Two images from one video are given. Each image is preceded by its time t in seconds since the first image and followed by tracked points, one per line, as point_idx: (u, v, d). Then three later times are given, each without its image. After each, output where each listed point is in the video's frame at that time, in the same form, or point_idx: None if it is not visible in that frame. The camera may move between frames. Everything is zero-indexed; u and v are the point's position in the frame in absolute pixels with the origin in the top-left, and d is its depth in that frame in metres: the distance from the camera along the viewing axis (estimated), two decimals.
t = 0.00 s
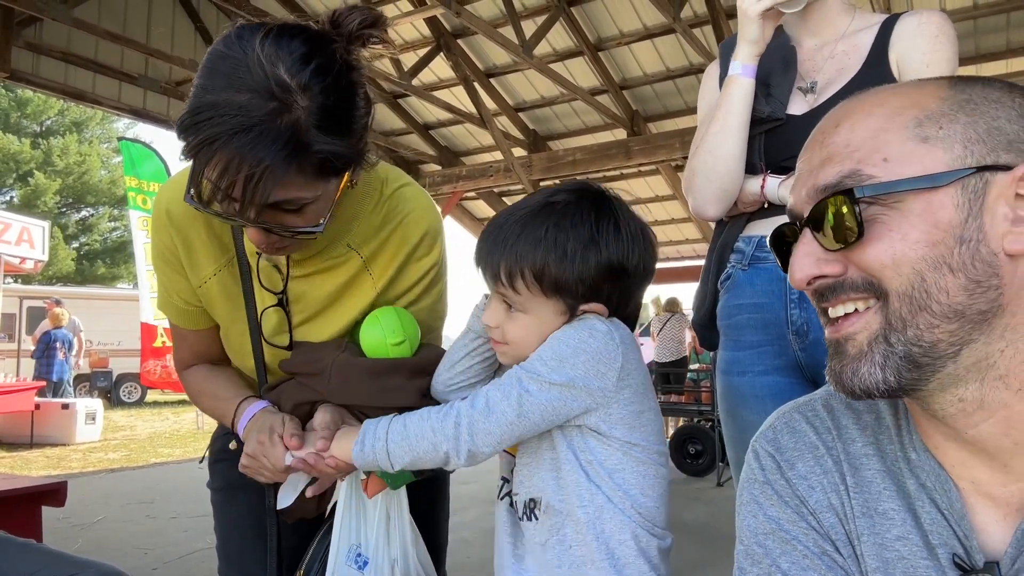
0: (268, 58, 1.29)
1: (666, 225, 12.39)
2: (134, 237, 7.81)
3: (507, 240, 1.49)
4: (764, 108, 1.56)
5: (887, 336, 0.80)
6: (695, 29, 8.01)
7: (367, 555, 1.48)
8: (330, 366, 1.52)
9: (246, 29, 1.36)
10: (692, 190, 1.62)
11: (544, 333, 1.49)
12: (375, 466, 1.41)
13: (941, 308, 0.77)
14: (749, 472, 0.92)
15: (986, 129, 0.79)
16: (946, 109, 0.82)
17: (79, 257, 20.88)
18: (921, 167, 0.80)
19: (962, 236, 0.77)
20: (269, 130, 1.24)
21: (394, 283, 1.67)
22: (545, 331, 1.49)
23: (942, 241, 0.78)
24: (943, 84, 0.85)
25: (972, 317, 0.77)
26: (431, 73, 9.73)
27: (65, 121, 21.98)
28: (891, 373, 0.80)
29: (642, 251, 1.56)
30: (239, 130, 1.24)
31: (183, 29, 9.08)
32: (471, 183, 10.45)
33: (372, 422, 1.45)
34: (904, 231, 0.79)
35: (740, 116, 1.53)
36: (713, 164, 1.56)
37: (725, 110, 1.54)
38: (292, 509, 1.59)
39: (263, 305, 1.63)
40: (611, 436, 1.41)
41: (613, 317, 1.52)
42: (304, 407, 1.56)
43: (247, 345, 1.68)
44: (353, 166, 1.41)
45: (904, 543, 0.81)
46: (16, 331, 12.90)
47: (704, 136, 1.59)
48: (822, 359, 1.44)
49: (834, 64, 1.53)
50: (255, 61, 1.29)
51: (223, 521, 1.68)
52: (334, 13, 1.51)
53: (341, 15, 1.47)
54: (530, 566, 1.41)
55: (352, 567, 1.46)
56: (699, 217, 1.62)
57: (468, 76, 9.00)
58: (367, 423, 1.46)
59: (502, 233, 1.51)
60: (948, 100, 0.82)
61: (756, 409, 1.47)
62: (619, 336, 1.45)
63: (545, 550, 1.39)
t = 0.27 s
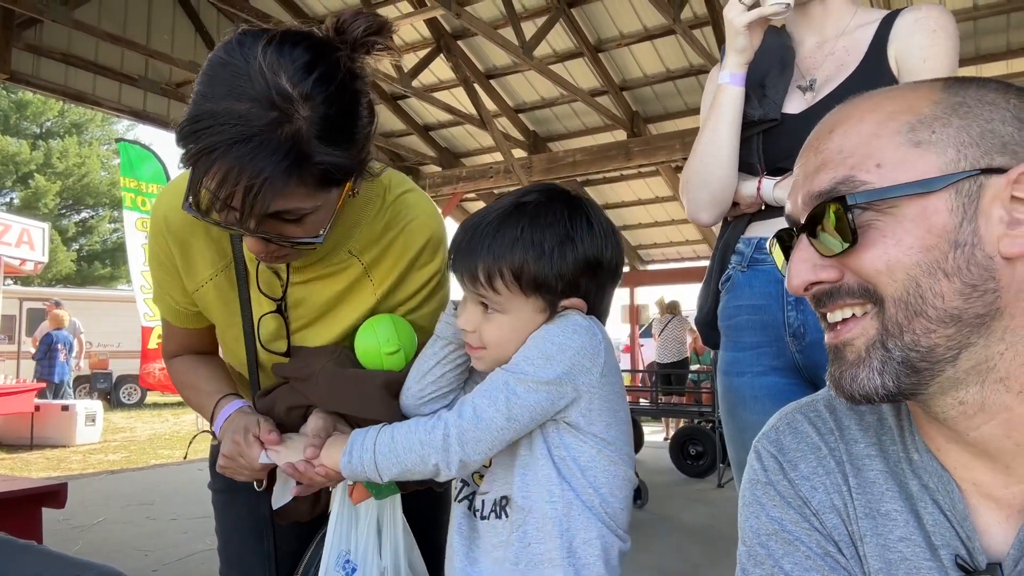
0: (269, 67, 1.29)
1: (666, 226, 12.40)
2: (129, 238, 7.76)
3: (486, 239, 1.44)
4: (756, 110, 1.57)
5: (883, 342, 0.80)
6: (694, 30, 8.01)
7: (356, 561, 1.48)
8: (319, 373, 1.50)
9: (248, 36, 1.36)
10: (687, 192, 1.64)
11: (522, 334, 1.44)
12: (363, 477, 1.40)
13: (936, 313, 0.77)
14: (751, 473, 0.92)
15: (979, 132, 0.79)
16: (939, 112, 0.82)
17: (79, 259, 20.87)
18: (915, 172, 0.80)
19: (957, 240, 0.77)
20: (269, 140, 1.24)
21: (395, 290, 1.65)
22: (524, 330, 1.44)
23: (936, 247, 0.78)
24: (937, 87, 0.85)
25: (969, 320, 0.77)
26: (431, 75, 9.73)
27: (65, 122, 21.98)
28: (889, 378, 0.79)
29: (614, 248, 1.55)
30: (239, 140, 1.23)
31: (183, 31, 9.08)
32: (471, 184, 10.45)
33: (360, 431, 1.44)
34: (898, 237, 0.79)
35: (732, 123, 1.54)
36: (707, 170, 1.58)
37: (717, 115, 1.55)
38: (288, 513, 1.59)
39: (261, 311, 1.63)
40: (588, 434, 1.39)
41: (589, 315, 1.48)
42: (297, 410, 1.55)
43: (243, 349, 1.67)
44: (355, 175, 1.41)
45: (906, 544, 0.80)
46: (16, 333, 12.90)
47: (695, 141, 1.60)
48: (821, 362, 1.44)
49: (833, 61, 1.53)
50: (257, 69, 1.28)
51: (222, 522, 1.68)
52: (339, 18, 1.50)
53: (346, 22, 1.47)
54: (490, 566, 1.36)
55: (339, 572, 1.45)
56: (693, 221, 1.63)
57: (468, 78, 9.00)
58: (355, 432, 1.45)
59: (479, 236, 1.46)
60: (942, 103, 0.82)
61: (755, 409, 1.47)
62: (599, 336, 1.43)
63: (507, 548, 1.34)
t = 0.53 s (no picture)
0: (250, 83, 1.28)
1: (666, 227, 12.40)
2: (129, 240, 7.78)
3: (476, 256, 1.36)
4: (745, 110, 1.58)
5: (879, 345, 0.80)
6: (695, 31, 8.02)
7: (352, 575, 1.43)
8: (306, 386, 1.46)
9: (230, 52, 1.35)
10: (686, 195, 1.67)
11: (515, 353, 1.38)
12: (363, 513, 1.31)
13: (930, 315, 0.78)
14: (752, 471, 0.92)
15: (970, 133, 0.79)
16: (929, 114, 0.82)
17: (79, 260, 20.87)
18: (906, 174, 0.80)
19: (948, 242, 0.77)
20: (246, 155, 1.23)
21: (389, 303, 1.60)
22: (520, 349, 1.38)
23: (927, 249, 0.78)
24: (928, 87, 0.85)
25: (963, 322, 0.77)
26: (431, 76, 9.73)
27: (65, 124, 21.98)
28: (885, 381, 0.80)
29: (607, 264, 1.47)
30: (215, 155, 1.22)
31: (183, 33, 9.08)
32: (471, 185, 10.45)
33: (355, 463, 1.34)
34: (889, 241, 0.79)
35: (722, 125, 1.57)
36: (706, 171, 1.59)
37: (707, 120, 1.58)
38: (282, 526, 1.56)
39: (253, 330, 1.60)
40: (586, 454, 1.34)
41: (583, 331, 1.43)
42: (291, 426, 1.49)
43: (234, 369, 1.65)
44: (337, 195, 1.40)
45: (908, 542, 0.81)
46: (16, 334, 12.90)
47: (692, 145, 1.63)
48: (819, 363, 1.44)
49: (833, 55, 1.52)
50: (238, 83, 1.27)
51: (220, 525, 1.68)
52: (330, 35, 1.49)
53: (334, 40, 1.46)
54: None
55: None
56: (691, 223, 1.65)
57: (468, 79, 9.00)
58: (350, 463, 1.35)
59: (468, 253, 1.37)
60: (932, 105, 0.82)
61: (752, 410, 1.46)
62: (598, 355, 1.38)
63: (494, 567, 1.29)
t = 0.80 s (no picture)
0: (227, 97, 1.28)
1: (666, 228, 12.41)
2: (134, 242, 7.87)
3: (470, 227, 1.34)
4: (731, 107, 1.59)
5: (870, 355, 0.80)
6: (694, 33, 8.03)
7: None
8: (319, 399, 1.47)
9: (208, 72, 1.36)
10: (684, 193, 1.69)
11: (512, 330, 1.33)
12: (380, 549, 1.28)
13: (919, 325, 0.77)
14: (753, 472, 0.92)
15: (952, 140, 0.78)
16: (910, 122, 0.82)
17: (80, 261, 20.87)
18: (889, 186, 0.80)
19: (934, 251, 0.77)
20: (224, 163, 1.22)
21: (386, 316, 1.62)
22: (518, 325, 1.33)
23: (911, 259, 0.78)
24: (912, 93, 0.84)
25: (953, 330, 0.77)
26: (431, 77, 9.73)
27: (65, 124, 21.97)
28: (878, 391, 0.80)
29: (607, 234, 1.44)
30: (194, 165, 1.22)
31: (183, 34, 9.09)
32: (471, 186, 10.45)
33: (365, 498, 1.30)
34: (875, 253, 0.79)
35: (710, 124, 1.58)
36: (701, 172, 1.61)
37: (697, 120, 1.60)
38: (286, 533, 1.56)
39: (251, 354, 1.60)
40: (580, 460, 1.26)
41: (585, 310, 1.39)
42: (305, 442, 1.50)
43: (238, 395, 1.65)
44: (321, 206, 1.40)
45: (907, 542, 0.81)
46: (17, 336, 12.90)
47: (684, 147, 1.65)
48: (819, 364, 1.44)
49: (822, 48, 1.51)
50: (215, 96, 1.28)
51: (218, 530, 1.68)
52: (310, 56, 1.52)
53: (314, 60, 1.48)
54: None
55: None
56: (688, 218, 1.69)
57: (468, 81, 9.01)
58: (361, 498, 1.31)
59: (462, 225, 1.36)
60: (914, 112, 0.82)
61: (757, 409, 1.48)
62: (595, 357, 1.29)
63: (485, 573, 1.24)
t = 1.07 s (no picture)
0: (263, 90, 1.37)
1: (666, 229, 12.42)
2: (133, 243, 7.88)
3: (494, 201, 1.33)
4: (725, 115, 1.64)
5: (869, 359, 0.80)
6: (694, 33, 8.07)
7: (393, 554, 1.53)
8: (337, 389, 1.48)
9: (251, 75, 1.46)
10: (690, 201, 1.74)
11: (527, 309, 1.30)
12: None
13: (916, 329, 0.78)
14: (753, 472, 0.92)
15: (945, 144, 0.78)
16: (903, 126, 0.82)
17: (79, 261, 20.86)
18: (883, 192, 0.80)
19: (930, 255, 0.77)
20: (255, 146, 1.29)
21: (407, 314, 1.63)
22: (531, 303, 1.30)
23: (908, 264, 0.78)
24: (904, 96, 0.84)
25: (951, 334, 0.77)
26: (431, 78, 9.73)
27: (66, 125, 21.98)
28: (878, 395, 0.80)
29: (627, 224, 1.43)
30: (231, 148, 1.29)
31: (184, 34, 9.09)
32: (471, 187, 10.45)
33: (411, 548, 1.17)
34: (871, 259, 0.79)
35: (708, 127, 1.65)
36: (703, 178, 1.66)
37: (694, 129, 1.67)
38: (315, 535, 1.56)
39: (278, 351, 1.61)
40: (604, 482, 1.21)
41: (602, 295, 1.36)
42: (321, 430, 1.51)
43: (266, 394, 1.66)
44: (344, 197, 1.46)
45: (907, 542, 0.81)
46: (16, 336, 12.90)
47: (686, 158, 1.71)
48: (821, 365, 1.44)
49: (821, 50, 1.51)
50: (249, 92, 1.37)
51: (247, 531, 1.69)
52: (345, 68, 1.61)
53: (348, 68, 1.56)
54: None
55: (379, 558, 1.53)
56: (696, 224, 1.72)
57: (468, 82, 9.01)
58: (404, 549, 1.18)
59: (484, 198, 1.35)
60: (906, 117, 0.82)
61: (762, 409, 1.48)
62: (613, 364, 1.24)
63: None
